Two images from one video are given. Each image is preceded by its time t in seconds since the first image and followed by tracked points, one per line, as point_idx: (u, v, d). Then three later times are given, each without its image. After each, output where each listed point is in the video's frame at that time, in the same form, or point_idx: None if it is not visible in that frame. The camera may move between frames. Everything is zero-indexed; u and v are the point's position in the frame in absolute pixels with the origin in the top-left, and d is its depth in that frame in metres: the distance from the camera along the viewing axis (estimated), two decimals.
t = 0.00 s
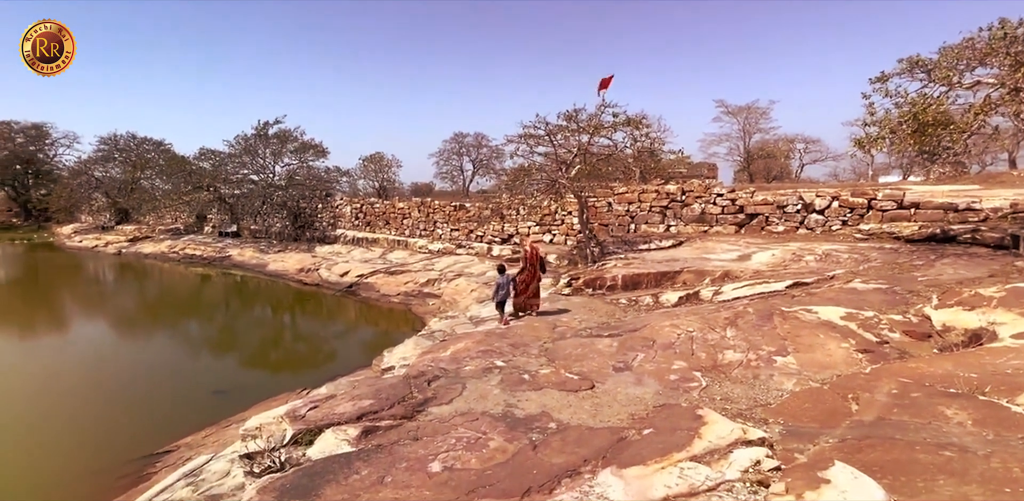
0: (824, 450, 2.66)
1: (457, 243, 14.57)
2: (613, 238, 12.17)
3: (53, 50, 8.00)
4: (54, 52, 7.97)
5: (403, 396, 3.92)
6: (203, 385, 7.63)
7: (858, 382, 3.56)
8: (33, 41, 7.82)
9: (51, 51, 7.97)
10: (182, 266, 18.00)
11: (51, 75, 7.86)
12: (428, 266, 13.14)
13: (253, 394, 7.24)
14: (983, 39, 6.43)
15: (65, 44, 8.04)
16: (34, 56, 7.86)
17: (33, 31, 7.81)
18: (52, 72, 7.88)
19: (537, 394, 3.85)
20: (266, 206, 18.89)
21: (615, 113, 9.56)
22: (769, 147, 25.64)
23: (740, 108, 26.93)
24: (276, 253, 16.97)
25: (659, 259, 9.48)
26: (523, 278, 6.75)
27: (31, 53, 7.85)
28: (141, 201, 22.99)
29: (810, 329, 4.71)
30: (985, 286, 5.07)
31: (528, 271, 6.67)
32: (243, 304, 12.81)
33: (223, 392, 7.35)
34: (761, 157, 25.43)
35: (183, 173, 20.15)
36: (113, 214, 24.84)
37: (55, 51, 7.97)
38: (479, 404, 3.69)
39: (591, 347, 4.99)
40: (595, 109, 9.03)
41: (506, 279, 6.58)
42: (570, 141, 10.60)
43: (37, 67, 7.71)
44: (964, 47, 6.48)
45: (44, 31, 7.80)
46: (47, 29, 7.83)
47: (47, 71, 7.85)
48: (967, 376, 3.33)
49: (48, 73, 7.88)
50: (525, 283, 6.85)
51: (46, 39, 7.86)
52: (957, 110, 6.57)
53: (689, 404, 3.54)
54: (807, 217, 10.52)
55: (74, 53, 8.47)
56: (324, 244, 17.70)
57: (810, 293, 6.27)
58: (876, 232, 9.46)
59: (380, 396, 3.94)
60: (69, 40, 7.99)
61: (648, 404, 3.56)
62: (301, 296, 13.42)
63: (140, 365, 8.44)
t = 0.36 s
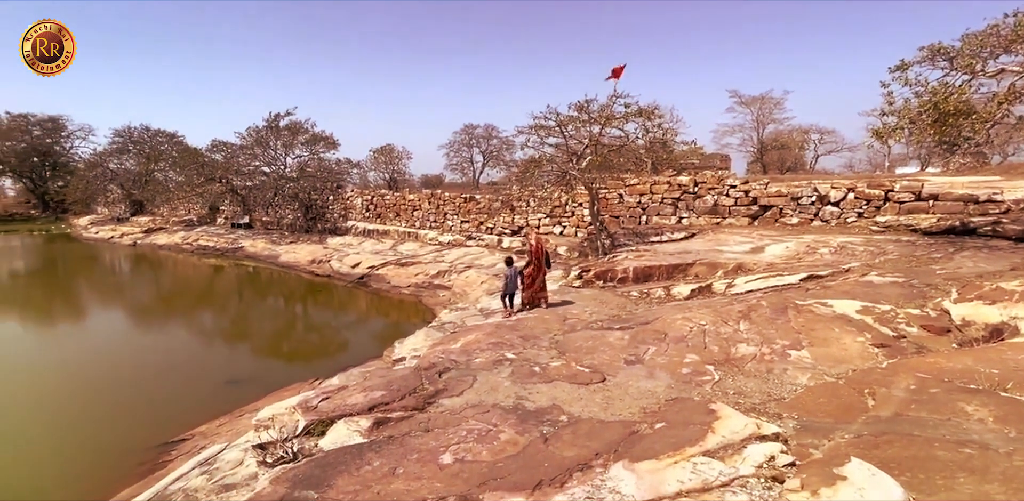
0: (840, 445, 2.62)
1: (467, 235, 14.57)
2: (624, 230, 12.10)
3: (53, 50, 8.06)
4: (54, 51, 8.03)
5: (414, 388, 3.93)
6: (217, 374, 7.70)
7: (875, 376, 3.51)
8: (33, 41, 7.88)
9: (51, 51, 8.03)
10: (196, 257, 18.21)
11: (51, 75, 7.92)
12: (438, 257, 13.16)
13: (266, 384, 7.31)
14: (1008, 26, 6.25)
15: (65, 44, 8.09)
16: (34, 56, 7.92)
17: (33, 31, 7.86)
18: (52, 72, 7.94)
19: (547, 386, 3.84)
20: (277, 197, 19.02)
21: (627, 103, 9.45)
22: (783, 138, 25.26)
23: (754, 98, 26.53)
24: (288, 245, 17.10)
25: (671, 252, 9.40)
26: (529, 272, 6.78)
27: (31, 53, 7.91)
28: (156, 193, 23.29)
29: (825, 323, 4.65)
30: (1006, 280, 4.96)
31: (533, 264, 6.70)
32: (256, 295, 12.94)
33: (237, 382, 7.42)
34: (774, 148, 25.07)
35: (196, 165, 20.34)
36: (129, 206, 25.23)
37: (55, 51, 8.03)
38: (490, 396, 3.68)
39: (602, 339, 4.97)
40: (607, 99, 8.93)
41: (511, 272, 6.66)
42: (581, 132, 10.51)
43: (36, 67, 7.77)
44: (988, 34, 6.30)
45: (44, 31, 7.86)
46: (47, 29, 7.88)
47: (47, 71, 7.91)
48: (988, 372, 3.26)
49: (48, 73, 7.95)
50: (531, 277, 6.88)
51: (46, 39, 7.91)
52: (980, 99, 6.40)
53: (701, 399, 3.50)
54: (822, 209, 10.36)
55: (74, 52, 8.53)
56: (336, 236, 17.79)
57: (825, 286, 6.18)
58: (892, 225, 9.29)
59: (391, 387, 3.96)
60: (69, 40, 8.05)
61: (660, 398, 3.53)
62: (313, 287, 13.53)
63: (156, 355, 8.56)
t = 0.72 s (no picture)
0: (859, 441, 2.58)
1: (481, 226, 14.58)
2: (639, 222, 12.01)
3: (53, 50, 8.18)
4: (53, 51, 8.14)
5: (429, 379, 3.96)
6: (234, 364, 7.83)
7: (895, 371, 3.45)
8: (33, 41, 8.00)
9: (51, 51, 8.14)
10: (214, 248, 18.48)
11: (51, 75, 8.03)
12: (452, 249, 13.20)
13: (283, 374, 7.43)
14: None
15: (65, 44, 8.21)
16: (34, 56, 8.02)
17: (34, 31, 7.98)
18: (52, 72, 8.05)
19: (561, 379, 3.84)
20: (292, 189, 19.22)
21: (642, 93, 9.34)
22: (801, 128, 24.80)
23: (771, 87, 26.06)
24: (304, 236, 17.27)
25: (686, 244, 9.31)
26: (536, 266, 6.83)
27: (30, 53, 8.02)
28: (173, 185, 23.62)
29: (844, 316, 4.58)
30: None
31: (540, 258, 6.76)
32: (272, 286, 13.12)
33: (254, 372, 7.54)
34: (792, 138, 24.65)
35: (212, 157, 20.59)
36: (147, 198, 25.63)
37: (55, 51, 8.14)
38: (504, 388, 3.70)
39: (617, 332, 4.96)
40: (623, 90, 8.82)
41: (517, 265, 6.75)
42: (595, 123, 10.42)
43: (36, 67, 7.87)
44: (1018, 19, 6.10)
45: (44, 31, 7.98)
46: (47, 29, 8.00)
47: (47, 71, 8.02)
48: (1013, 368, 3.19)
49: (47, 73, 8.05)
50: (539, 271, 6.93)
51: (46, 39, 8.03)
52: (1008, 87, 6.21)
53: (717, 392, 3.48)
54: (841, 201, 10.18)
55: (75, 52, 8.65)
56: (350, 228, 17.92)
57: (844, 279, 6.09)
58: (914, 216, 9.09)
59: (406, 378, 3.99)
60: (68, 40, 8.16)
61: (675, 391, 3.52)
62: (328, 278, 13.68)
63: (175, 344, 8.73)
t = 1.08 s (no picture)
0: (875, 438, 2.55)
1: (492, 220, 14.58)
2: (651, 216, 11.93)
3: (53, 50, 8.29)
4: (54, 51, 8.26)
5: (441, 374, 3.98)
6: (249, 358, 7.92)
7: (913, 368, 3.40)
8: (33, 41, 8.11)
9: (51, 51, 8.26)
10: (228, 243, 18.71)
11: (51, 75, 8.14)
12: (463, 243, 13.22)
13: (297, 367, 7.52)
14: None
15: (65, 44, 8.33)
16: (34, 56, 8.14)
17: (34, 31, 8.09)
18: (53, 72, 8.17)
19: (573, 374, 3.84)
20: (305, 184, 19.38)
21: (655, 86, 9.24)
22: (817, 119, 24.40)
23: (786, 79, 25.63)
24: (317, 231, 17.41)
25: (699, 237, 9.22)
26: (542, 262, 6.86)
27: (31, 53, 8.14)
28: (189, 180, 23.93)
29: (860, 311, 4.52)
30: None
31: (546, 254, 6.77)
32: (286, 280, 13.26)
33: (269, 365, 7.63)
34: (808, 130, 24.27)
35: (226, 152, 20.87)
36: (163, 193, 26.00)
37: (55, 51, 8.26)
38: (516, 383, 3.71)
39: (628, 327, 4.94)
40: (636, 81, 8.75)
41: (523, 260, 6.85)
42: (607, 116, 10.34)
43: (36, 66, 7.98)
44: None
45: (44, 31, 8.10)
46: (47, 29, 8.12)
47: (48, 71, 8.13)
48: None
49: (48, 73, 8.16)
50: (546, 266, 6.97)
51: (46, 39, 8.15)
52: None
53: (730, 388, 3.45)
54: (858, 193, 10.01)
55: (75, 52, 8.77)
56: (362, 222, 18.03)
57: (860, 273, 5.99)
58: (934, 209, 8.92)
59: (419, 372, 4.01)
60: (68, 40, 8.28)
61: (688, 386, 3.50)
62: (341, 272, 13.79)
63: (192, 338, 8.87)
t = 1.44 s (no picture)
0: (896, 433, 2.51)
1: (504, 214, 14.57)
2: (665, 209, 11.83)
3: (53, 50, 8.41)
4: (53, 52, 8.38)
5: (455, 367, 4.00)
6: (266, 351, 8.04)
7: (935, 362, 3.34)
8: (33, 41, 8.21)
9: (51, 50, 8.38)
10: (244, 237, 18.94)
11: (51, 74, 8.27)
12: (475, 237, 13.24)
13: (313, 360, 7.61)
14: None
15: (65, 44, 8.45)
16: (34, 56, 8.26)
17: (34, 31, 8.20)
18: (52, 72, 8.29)
19: (587, 367, 3.83)
20: (319, 179, 19.55)
21: (669, 76, 9.15)
22: (835, 109, 23.95)
23: (803, 68, 25.16)
24: (331, 225, 17.56)
25: (714, 230, 9.13)
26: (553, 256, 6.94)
27: (31, 53, 8.25)
28: (205, 176, 24.24)
29: (880, 305, 4.45)
30: None
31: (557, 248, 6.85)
32: (301, 274, 13.40)
33: (286, 358, 7.74)
34: (826, 119, 23.85)
35: (242, 148, 21.37)
36: (180, 189, 26.38)
37: (55, 51, 8.38)
38: (530, 376, 3.71)
39: (643, 320, 4.91)
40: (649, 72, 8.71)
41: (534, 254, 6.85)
42: (619, 108, 10.26)
43: (36, 66, 8.10)
44: None
45: (43, 31, 8.20)
46: (47, 29, 8.23)
47: (47, 71, 8.26)
48: None
49: (48, 73, 8.29)
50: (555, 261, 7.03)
51: (46, 39, 8.26)
52: None
53: (747, 382, 3.42)
54: (877, 184, 9.83)
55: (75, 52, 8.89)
56: (375, 216, 18.13)
57: (879, 266, 5.89)
58: (956, 200, 8.73)
59: (433, 366, 4.03)
60: (68, 40, 8.39)
61: (704, 380, 3.47)
62: (355, 266, 13.90)
63: (210, 331, 9.02)
